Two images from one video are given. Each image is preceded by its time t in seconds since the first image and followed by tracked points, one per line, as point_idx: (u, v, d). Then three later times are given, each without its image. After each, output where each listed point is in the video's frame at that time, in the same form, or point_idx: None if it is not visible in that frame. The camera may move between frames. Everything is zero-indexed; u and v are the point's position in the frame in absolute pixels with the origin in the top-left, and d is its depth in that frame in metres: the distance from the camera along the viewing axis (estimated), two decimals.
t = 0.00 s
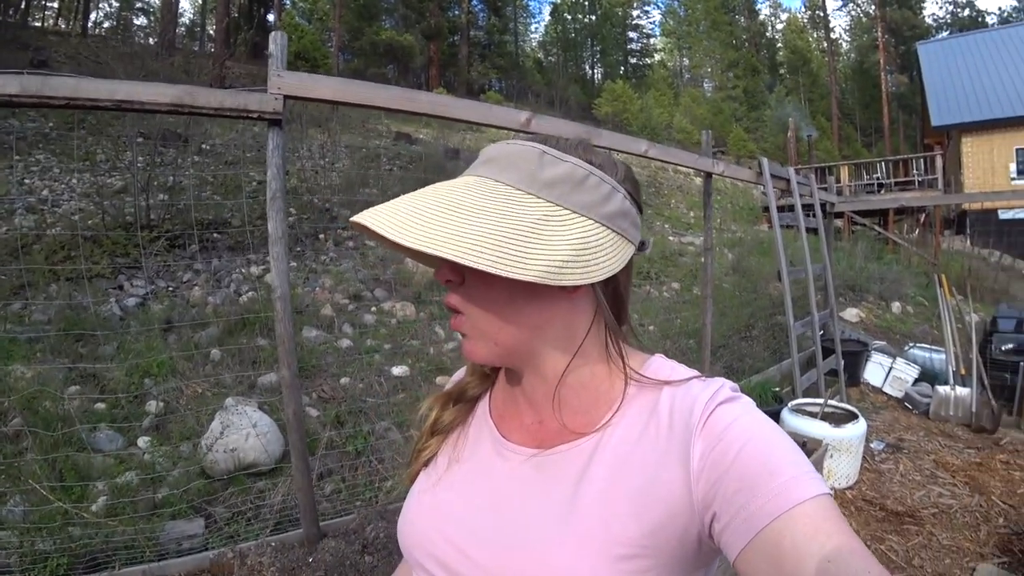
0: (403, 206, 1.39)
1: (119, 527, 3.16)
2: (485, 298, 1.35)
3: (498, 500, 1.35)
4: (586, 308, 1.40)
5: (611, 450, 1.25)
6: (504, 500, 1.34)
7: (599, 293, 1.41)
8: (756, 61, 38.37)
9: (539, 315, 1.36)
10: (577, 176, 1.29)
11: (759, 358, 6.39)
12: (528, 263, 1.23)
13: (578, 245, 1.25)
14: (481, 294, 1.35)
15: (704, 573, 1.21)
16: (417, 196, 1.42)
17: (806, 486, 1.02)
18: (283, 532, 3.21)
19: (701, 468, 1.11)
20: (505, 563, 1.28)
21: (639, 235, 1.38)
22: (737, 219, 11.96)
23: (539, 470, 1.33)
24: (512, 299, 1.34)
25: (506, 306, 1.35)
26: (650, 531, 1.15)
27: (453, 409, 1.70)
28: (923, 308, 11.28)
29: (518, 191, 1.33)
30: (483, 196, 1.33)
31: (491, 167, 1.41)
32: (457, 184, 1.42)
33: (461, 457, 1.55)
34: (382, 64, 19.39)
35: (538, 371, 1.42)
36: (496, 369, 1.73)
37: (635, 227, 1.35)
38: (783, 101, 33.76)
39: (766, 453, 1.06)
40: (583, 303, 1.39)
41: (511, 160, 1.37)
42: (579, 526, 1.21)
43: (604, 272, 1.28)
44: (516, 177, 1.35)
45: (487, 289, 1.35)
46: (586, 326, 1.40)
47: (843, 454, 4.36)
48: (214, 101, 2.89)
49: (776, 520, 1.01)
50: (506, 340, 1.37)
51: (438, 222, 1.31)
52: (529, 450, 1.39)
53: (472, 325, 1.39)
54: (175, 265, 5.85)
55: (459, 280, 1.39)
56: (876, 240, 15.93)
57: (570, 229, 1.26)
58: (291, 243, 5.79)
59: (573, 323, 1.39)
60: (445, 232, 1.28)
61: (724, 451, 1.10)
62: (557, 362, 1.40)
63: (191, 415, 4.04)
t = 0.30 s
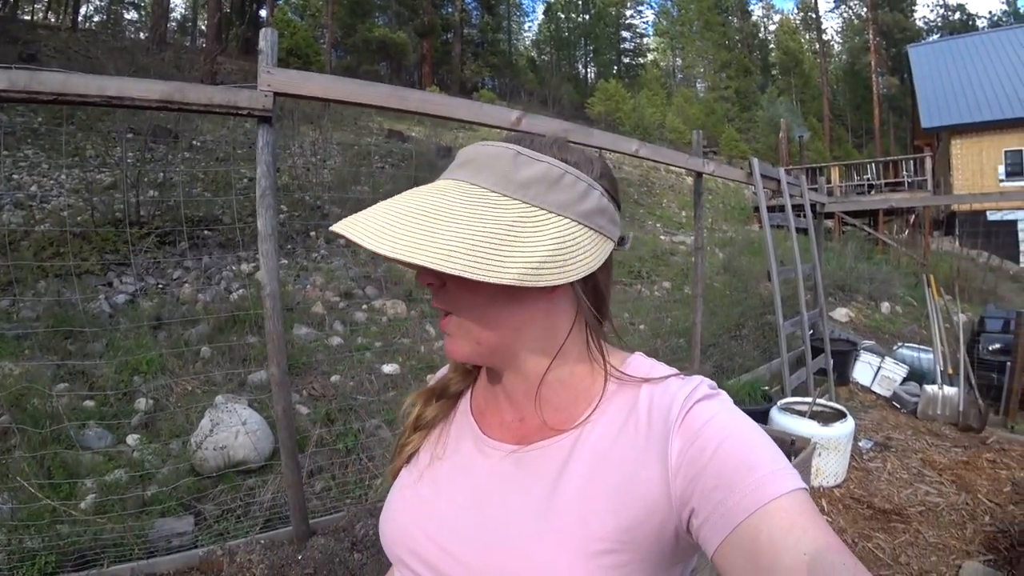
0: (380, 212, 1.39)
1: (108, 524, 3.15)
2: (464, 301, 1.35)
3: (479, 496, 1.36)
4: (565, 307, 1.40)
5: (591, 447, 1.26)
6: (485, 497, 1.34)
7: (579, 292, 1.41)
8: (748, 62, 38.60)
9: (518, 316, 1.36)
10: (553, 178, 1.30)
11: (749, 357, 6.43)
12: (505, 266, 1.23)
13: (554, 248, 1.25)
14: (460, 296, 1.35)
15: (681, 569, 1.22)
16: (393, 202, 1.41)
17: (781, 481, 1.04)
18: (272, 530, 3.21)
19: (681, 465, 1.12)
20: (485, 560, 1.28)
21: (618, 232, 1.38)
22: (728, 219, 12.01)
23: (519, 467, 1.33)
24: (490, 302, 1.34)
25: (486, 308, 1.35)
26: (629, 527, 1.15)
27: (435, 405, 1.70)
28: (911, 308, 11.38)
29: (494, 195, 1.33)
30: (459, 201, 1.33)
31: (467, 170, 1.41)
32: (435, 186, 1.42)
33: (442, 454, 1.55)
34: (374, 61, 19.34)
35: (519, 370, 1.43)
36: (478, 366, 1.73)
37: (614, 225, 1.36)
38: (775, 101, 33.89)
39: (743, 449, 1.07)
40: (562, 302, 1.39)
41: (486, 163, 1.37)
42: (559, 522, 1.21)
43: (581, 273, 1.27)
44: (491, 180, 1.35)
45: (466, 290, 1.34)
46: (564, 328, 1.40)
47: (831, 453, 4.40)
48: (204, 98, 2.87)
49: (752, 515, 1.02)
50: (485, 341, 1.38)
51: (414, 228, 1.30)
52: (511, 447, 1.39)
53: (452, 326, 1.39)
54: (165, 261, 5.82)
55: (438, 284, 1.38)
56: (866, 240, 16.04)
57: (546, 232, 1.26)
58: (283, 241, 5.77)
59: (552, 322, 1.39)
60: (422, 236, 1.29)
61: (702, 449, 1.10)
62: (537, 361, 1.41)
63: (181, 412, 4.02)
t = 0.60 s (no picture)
0: (377, 213, 1.39)
1: (108, 527, 3.16)
2: (461, 300, 1.35)
3: (477, 498, 1.36)
4: (562, 307, 1.40)
5: (589, 447, 1.26)
6: (483, 499, 1.34)
7: (575, 291, 1.41)
8: (747, 60, 38.60)
9: (514, 316, 1.36)
10: (548, 179, 1.30)
11: (749, 355, 6.44)
12: (501, 266, 1.23)
13: (549, 248, 1.25)
14: (456, 295, 1.36)
15: (679, 569, 1.22)
16: (391, 204, 1.41)
17: (779, 481, 1.04)
18: (273, 531, 3.22)
19: (677, 465, 1.12)
20: (483, 561, 1.28)
21: (614, 233, 1.38)
22: (727, 217, 12.01)
23: (517, 467, 1.33)
24: (487, 301, 1.34)
25: (483, 307, 1.35)
26: (626, 527, 1.15)
27: (433, 405, 1.70)
28: (910, 305, 11.39)
29: (491, 196, 1.34)
30: (456, 202, 1.34)
31: (463, 171, 1.41)
32: (431, 188, 1.42)
33: (440, 455, 1.55)
34: (372, 62, 19.33)
35: (515, 371, 1.43)
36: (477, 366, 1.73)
37: (610, 225, 1.35)
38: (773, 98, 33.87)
39: (739, 450, 1.07)
40: (558, 303, 1.39)
41: (482, 166, 1.37)
42: (557, 522, 1.21)
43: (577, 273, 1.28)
44: (488, 182, 1.35)
45: (462, 288, 1.35)
46: (561, 328, 1.40)
47: (831, 450, 4.41)
48: (201, 100, 2.86)
49: (749, 516, 1.02)
50: (482, 341, 1.38)
51: (411, 230, 1.31)
52: (508, 448, 1.39)
53: (448, 325, 1.39)
54: (163, 264, 5.83)
55: (435, 284, 1.39)
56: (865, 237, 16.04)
57: (542, 232, 1.26)
58: (282, 242, 5.77)
59: (549, 322, 1.39)
60: (419, 235, 1.29)
61: (698, 449, 1.10)
62: (535, 360, 1.41)
63: (181, 415, 4.03)
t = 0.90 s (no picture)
0: (380, 207, 1.40)
1: (105, 524, 3.16)
2: (462, 296, 1.35)
3: (478, 498, 1.36)
4: (561, 307, 1.40)
5: (591, 449, 1.26)
6: (484, 499, 1.35)
7: (574, 292, 1.41)
8: (747, 62, 38.66)
9: (516, 313, 1.35)
10: (552, 178, 1.29)
11: (747, 357, 6.45)
12: (503, 263, 1.24)
13: (551, 247, 1.25)
14: (457, 292, 1.35)
15: (680, 569, 1.22)
16: (394, 198, 1.42)
17: (779, 479, 1.04)
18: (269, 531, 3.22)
19: (677, 465, 1.12)
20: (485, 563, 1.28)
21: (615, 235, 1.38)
22: (727, 219, 12.04)
23: (518, 469, 1.33)
24: (487, 298, 1.34)
25: (483, 304, 1.35)
26: (627, 527, 1.15)
27: (433, 407, 1.70)
28: (908, 309, 11.41)
29: (494, 193, 1.33)
30: (459, 198, 1.34)
31: (466, 168, 1.41)
32: (434, 184, 1.42)
33: (441, 457, 1.55)
34: (373, 61, 19.31)
35: (515, 371, 1.42)
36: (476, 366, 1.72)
37: (611, 226, 1.35)
38: (772, 101, 33.93)
39: (739, 449, 1.07)
40: (558, 302, 1.39)
41: (486, 163, 1.37)
42: (558, 523, 1.21)
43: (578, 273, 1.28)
44: (490, 180, 1.35)
45: (463, 284, 1.35)
46: (560, 328, 1.40)
47: (829, 453, 4.41)
48: (201, 96, 2.85)
49: (749, 514, 1.02)
50: (481, 338, 1.37)
51: (414, 223, 1.31)
52: (509, 450, 1.39)
53: (446, 322, 1.39)
54: (161, 260, 5.81)
55: (436, 280, 1.38)
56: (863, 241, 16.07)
57: (544, 230, 1.26)
58: (282, 240, 5.77)
59: (549, 321, 1.39)
60: (421, 230, 1.29)
61: (699, 449, 1.10)
62: (536, 361, 1.40)
63: (178, 412, 4.02)
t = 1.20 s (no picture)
0: (374, 206, 1.39)
1: (110, 524, 3.16)
2: (457, 294, 1.35)
3: (474, 500, 1.35)
4: (555, 307, 1.39)
5: (584, 449, 1.25)
6: (479, 501, 1.34)
7: (568, 293, 1.41)
8: (751, 60, 38.55)
9: (511, 313, 1.35)
10: (547, 177, 1.29)
11: (752, 356, 6.43)
12: (501, 261, 1.23)
13: (547, 246, 1.24)
14: (451, 289, 1.35)
15: (675, 568, 1.21)
16: (389, 197, 1.41)
17: (773, 478, 1.03)
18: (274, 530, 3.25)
19: (671, 465, 1.12)
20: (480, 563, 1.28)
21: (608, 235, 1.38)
22: (731, 217, 11.99)
23: (513, 470, 1.33)
24: (482, 297, 1.34)
25: (479, 302, 1.34)
26: (622, 528, 1.15)
27: (426, 411, 1.69)
28: (914, 306, 11.35)
29: (489, 192, 1.33)
30: (455, 197, 1.33)
31: (460, 166, 1.41)
32: (428, 183, 1.42)
33: (436, 459, 1.55)
34: (376, 60, 19.32)
35: (511, 371, 1.42)
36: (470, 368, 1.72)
37: (605, 226, 1.35)
38: (776, 98, 33.78)
39: (732, 447, 1.06)
40: (553, 302, 1.39)
41: (481, 162, 1.37)
42: (552, 523, 1.21)
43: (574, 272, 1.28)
44: (486, 178, 1.34)
45: (458, 281, 1.34)
46: (554, 328, 1.40)
47: (834, 452, 4.39)
48: (202, 97, 2.86)
49: (743, 513, 1.01)
50: (476, 338, 1.37)
51: (410, 221, 1.30)
52: (504, 451, 1.39)
53: (440, 320, 1.38)
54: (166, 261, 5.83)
55: (430, 278, 1.38)
56: (868, 238, 16.00)
57: (541, 228, 1.26)
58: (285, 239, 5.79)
59: (545, 322, 1.39)
60: (417, 227, 1.28)
61: (691, 449, 1.10)
62: (531, 361, 1.40)
63: (182, 412, 4.04)
